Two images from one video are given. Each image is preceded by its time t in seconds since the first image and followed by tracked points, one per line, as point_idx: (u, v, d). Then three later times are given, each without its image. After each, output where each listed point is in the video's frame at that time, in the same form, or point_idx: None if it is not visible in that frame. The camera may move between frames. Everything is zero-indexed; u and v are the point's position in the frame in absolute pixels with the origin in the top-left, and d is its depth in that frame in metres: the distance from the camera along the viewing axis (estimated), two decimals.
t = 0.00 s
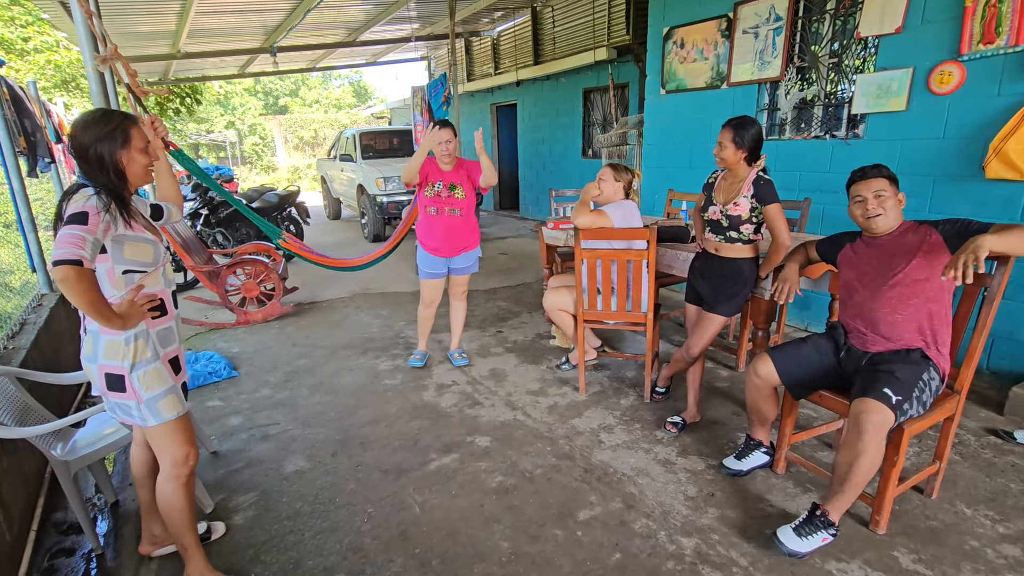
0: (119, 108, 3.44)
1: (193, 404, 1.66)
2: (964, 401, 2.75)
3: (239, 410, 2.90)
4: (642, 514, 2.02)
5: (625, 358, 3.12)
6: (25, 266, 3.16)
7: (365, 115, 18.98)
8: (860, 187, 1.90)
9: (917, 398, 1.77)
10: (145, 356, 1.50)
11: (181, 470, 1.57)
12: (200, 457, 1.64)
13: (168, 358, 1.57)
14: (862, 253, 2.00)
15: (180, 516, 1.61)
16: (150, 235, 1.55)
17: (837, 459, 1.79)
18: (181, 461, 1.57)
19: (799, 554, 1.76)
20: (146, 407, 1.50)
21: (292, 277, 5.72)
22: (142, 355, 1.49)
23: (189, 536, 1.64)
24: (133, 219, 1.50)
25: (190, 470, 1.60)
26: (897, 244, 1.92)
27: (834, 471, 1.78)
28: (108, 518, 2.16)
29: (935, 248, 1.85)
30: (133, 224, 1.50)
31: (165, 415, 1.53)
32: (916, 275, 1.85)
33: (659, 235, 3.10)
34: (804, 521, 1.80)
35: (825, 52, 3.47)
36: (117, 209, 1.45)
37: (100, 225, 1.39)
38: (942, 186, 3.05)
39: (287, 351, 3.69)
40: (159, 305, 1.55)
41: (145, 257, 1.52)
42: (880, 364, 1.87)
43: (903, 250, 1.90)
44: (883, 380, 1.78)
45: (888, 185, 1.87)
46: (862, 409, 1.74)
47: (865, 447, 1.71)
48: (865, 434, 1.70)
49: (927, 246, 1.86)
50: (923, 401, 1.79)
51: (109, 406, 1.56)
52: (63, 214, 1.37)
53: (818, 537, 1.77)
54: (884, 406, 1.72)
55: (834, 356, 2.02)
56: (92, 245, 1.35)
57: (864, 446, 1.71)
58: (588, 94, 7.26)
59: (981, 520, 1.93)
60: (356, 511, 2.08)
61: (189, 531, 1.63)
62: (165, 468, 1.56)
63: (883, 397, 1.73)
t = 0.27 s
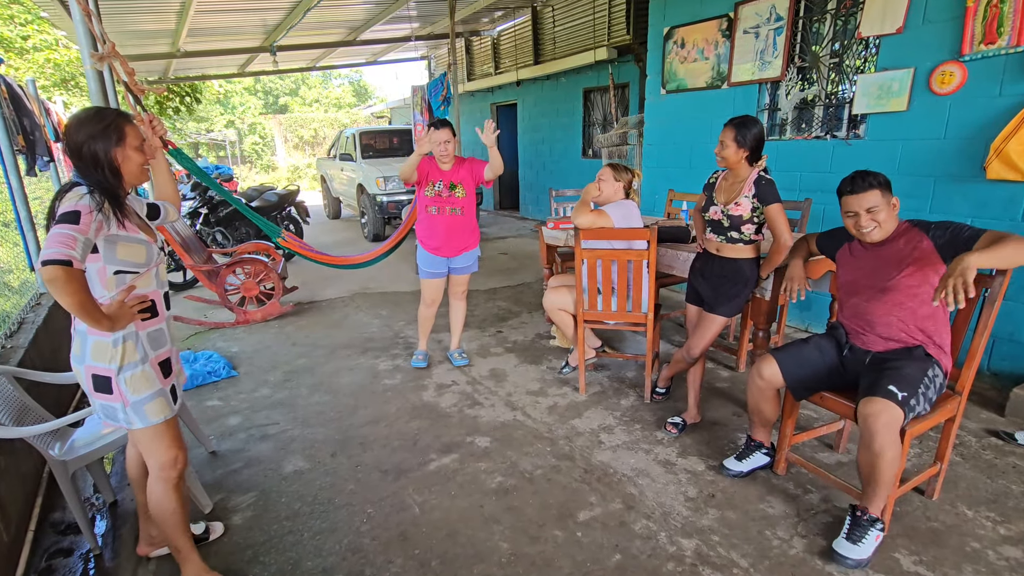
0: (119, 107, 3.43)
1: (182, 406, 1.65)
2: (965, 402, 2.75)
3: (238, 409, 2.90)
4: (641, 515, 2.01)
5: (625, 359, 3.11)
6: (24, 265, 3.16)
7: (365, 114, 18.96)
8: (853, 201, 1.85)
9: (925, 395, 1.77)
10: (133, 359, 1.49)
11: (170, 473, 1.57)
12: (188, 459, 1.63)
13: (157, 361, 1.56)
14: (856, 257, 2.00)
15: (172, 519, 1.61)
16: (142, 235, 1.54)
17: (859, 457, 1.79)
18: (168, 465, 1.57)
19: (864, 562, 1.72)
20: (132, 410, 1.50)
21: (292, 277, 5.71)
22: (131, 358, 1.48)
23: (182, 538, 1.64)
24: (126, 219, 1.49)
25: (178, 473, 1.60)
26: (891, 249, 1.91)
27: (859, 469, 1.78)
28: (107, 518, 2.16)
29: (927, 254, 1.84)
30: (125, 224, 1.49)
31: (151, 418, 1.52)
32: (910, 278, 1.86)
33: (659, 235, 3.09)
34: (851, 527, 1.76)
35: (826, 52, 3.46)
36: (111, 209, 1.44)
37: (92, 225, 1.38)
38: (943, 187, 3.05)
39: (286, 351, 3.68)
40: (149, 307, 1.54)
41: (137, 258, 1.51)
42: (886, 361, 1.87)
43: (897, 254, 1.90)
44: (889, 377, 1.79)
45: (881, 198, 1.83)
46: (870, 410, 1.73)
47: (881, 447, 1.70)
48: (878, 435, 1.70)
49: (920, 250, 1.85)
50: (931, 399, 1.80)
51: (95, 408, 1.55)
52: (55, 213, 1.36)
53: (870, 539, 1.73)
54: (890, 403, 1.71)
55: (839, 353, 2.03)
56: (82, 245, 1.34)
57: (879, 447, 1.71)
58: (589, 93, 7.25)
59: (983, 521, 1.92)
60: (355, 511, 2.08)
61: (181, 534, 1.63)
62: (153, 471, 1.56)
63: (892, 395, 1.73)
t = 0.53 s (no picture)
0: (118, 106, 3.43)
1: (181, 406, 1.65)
2: (965, 403, 2.75)
3: (238, 408, 2.89)
4: (641, 515, 2.01)
5: (625, 358, 3.11)
6: (23, 264, 3.15)
7: (365, 113, 18.96)
8: (847, 204, 1.84)
9: (914, 389, 1.77)
10: (129, 360, 1.48)
11: (174, 470, 1.56)
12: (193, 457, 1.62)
13: (152, 362, 1.56)
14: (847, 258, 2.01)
15: (174, 517, 1.60)
16: (139, 238, 1.54)
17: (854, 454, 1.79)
18: (172, 461, 1.56)
19: (862, 565, 1.71)
20: (131, 410, 1.49)
21: (291, 276, 5.71)
22: (126, 359, 1.48)
23: (184, 535, 1.63)
24: (124, 221, 1.48)
25: (182, 469, 1.59)
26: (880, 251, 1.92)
27: (855, 467, 1.77)
28: (106, 517, 2.15)
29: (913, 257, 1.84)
30: (123, 226, 1.48)
31: (151, 417, 1.52)
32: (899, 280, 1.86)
33: (659, 235, 3.09)
34: (849, 528, 1.76)
35: (827, 51, 3.46)
36: (110, 211, 1.43)
37: (92, 229, 1.37)
38: (943, 187, 3.04)
39: (286, 350, 3.68)
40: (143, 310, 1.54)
41: (132, 261, 1.51)
42: (879, 358, 1.87)
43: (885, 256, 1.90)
44: (879, 372, 1.79)
45: (876, 203, 1.81)
46: (858, 404, 1.74)
47: (872, 441, 1.71)
48: (868, 429, 1.70)
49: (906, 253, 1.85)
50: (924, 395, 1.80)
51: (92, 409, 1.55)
52: (54, 216, 1.34)
53: (869, 539, 1.74)
54: (877, 396, 1.72)
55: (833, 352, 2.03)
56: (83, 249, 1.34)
57: (871, 441, 1.71)
58: (589, 93, 7.25)
59: (983, 521, 1.92)
60: (355, 511, 2.07)
61: (185, 531, 1.63)
62: (156, 468, 1.55)
63: (880, 389, 1.73)
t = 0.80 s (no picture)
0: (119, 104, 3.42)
1: (171, 409, 1.64)
2: (965, 403, 2.74)
3: (238, 407, 2.89)
4: (641, 514, 2.01)
5: (625, 358, 3.11)
6: (23, 263, 3.15)
7: (366, 112, 18.96)
8: (851, 184, 1.85)
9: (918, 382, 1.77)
10: (123, 359, 1.48)
11: (158, 473, 1.56)
12: (178, 459, 1.62)
13: (147, 362, 1.55)
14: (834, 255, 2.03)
15: (165, 519, 1.60)
16: (141, 238, 1.54)
17: (857, 451, 1.78)
18: (156, 465, 1.56)
19: (862, 565, 1.71)
20: (120, 411, 1.49)
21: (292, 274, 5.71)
22: (120, 358, 1.47)
23: (177, 537, 1.62)
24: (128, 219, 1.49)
25: (166, 472, 1.59)
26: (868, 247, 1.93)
27: (859, 463, 1.76)
28: (106, 516, 2.15)
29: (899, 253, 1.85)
30: (127, 224, 1.48)
31: (139, 419, 1.52)
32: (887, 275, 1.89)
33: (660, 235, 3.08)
34: (851, 529, 1.76)
35: (828, 51, 3.45)
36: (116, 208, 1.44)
37: (101, 225, 1.38)
38: (944, 186, 3.04)
39: (286, 349, 3.68)
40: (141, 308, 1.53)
41: (134, 260, 1.51)
42: (877, 351, 1.88)
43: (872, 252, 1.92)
44: (879, 365, 1.80)
45: (878, 191, 1.81)
46: (863, 396, 1.74)
47: (878, 434, 1.70)
48: (874, 421, 1.70)
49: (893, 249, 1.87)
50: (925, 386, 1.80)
51: (82, 408, 1.54)
52: (60, 211, 1.35)
53: (871, 541, 1.73)
54: (882, 388, 1.73)
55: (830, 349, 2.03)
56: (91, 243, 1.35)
57: (876, 433, 1.71)
58: (589, 92, 7.24)
59: (983, 522, 1.92)
60: (355, 510, 2.07)
61: (178, 531, 1.62)
62: (140, 472, 1.54)
63: (884, 381, 1.74)
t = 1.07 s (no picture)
0: (119, 102, 3.42)
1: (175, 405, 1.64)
2: (965, 402, 2.74)
3: (238, 405, 2.89)
4: (641, 513, 2.01)
5: (625, 357, 3.10)
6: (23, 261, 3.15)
7: (366, 111, 18.96)
8: (848, 191, 1.85)
9: (925, 382, 1.77)
10: (123, 355, 1.48)
11: (163, 469, 1.56)
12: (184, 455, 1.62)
13: (147, 358, 1.55)
14: (840, 253, 2.02)
15: (167, 515, 1.60)
16: (140, 235, 1.53)
17: (865, 453, 1.78)
18: (161, 461, 1.56)
19: (862, 565, 1.71)
20: (122, 407, 1.49)
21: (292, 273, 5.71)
22: (119, 355, 1.47)
23: (178, 533, 1.62)
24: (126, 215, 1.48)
25: (172, 468, 1.59)
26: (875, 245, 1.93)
27: (867, 465, 1.76)
28: (106, 514, 2.15)
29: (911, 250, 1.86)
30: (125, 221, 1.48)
31: (140, 416, 1.51)
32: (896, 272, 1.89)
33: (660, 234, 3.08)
34: (854, 529, 1.76)
35: (829, 50, 3.45)
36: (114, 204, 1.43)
37: (93, 221, 1.37)
38: (945, 186, 3.04)
39: (285, 348, 3.67)
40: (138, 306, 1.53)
41: (131, 258, 1.50)
42: (881, 352, 1.88)
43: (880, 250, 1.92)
44: (887, 366, 1.79)
45: (876, 196, 1.81)
46: (874, 399, 1.73)
47: (888, 437, 1.70)
48: (884, 423, 1.70)
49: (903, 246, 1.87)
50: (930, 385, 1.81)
51: (87, 405, 1.54)
52: (58, 205, 1.35)
53: (873, 542, 1.73)
54: (892, 390, 1.72)
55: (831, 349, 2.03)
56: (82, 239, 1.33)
57: (886, 436, 1.70)
58: (590, 91, 7.23)
59: (983, 521, 1.91)
60: (354, 508, 2.07)
61: (180, 528, 1.62)
62: (146, 467, 1.54)
63: (893, 383, 1.73)
